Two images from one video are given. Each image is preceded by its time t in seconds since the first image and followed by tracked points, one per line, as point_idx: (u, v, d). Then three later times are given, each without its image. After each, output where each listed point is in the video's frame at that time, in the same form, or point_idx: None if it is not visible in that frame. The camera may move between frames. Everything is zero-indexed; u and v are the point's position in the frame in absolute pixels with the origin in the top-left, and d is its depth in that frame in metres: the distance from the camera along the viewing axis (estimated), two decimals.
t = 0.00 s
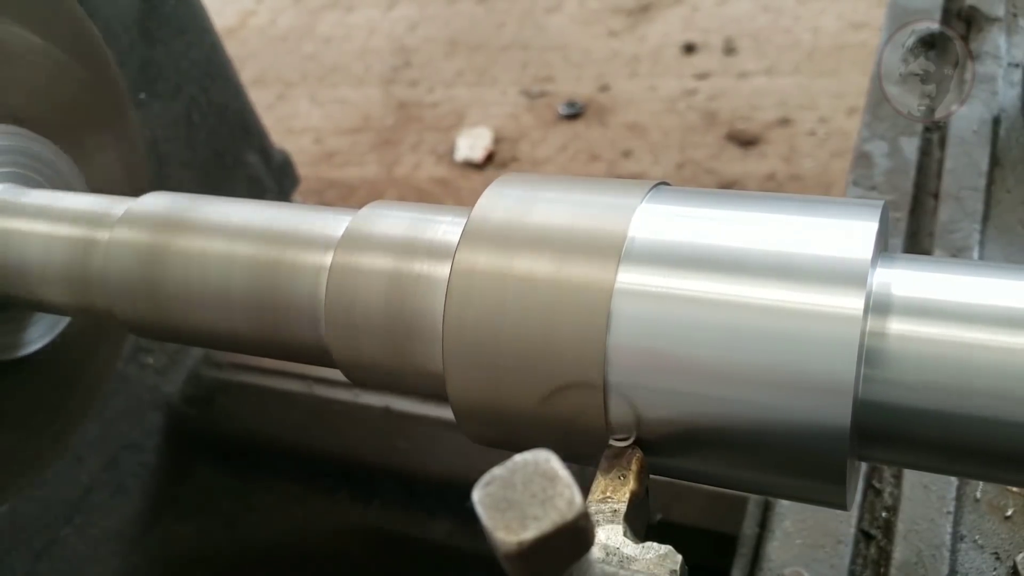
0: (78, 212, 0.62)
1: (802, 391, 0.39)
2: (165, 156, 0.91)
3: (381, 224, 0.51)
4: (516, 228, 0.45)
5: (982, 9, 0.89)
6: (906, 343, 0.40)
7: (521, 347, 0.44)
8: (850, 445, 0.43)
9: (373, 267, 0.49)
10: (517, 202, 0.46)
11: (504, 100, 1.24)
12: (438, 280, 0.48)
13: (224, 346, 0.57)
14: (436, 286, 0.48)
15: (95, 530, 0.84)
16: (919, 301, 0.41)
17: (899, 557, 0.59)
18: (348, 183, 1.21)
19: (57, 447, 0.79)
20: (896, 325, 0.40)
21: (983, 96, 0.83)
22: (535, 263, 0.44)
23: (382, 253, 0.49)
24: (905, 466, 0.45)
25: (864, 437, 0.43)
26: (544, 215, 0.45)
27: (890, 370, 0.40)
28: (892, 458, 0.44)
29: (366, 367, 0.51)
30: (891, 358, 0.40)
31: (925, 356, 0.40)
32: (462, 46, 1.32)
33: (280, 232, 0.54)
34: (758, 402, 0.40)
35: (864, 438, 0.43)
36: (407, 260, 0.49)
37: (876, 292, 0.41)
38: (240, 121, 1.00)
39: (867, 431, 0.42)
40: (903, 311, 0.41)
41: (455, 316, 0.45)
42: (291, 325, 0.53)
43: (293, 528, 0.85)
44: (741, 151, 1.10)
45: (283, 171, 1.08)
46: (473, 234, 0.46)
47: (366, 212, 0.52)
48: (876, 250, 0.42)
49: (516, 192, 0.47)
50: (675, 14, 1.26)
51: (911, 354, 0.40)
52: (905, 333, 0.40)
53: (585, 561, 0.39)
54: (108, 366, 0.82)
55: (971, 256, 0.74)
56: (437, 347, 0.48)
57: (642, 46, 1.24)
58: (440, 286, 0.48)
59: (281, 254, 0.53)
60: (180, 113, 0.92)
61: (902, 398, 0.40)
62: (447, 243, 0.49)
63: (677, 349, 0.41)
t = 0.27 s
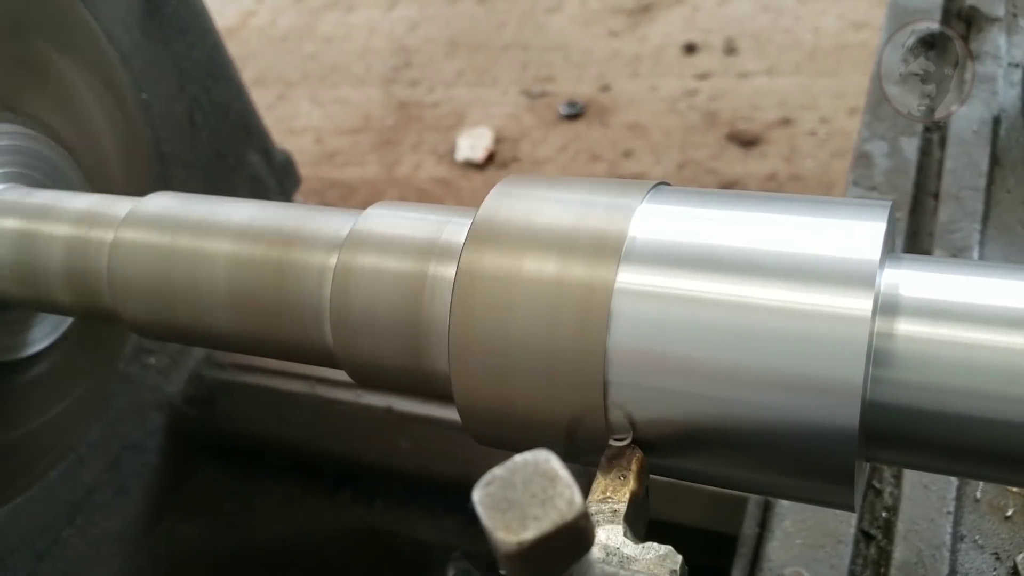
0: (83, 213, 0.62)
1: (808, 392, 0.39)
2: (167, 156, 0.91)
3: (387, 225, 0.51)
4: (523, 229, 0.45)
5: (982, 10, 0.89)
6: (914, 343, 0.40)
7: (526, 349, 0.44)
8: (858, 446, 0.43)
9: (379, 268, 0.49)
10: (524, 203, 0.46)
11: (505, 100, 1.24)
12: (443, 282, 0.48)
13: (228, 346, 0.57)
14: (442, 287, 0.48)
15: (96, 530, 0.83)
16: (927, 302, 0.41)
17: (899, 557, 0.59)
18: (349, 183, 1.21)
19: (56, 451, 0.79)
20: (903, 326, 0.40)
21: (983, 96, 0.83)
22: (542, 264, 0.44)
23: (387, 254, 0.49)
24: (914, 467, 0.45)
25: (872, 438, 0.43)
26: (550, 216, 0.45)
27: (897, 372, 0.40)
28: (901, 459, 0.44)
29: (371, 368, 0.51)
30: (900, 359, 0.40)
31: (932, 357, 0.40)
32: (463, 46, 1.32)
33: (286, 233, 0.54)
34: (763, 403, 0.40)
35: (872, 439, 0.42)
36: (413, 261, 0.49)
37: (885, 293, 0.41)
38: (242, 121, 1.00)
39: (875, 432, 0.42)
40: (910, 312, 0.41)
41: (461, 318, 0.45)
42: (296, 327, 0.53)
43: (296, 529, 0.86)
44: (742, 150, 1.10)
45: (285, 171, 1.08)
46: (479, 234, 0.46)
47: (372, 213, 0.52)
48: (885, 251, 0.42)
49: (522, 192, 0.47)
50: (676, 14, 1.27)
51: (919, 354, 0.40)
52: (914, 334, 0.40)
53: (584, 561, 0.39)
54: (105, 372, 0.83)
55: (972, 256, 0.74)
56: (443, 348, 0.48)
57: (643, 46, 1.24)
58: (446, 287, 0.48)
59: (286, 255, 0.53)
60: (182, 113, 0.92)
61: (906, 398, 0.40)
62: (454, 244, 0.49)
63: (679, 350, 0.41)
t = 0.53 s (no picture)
0: (85, 213, 0.62)
1: (814, 392, 0.39)
2: (169, 156, 0.91)
3: (392, 224, 0.51)
4: (529, 229, 0.45)
5: (982, 10, 0.89)
6: (921, 344, 0.40)
7: (532, 350, 0.43)
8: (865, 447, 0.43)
9: (383, 268, 0.49)
10: (529, 203, 0.46)
11: (505, 100, 1.24)
12: (448, 282, 0.48)
13: (231, 347, 0.57)
14: (447, 287, 0.48)
15: (98, 531, 0.84)
16: (935, 303, 0.41)
17: (899, 556, 0.59)
18: (349, 183, 1.21)
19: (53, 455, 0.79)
20: (911, 328, 0.40)
21: (983, 96, 0.83)
22: (547, 265, 0.44)
23: (392, 254, 0.49)
24: (921, 469, 0.45)
25: (879, 439, 0.43)
26: (556, 217, 0.45)
27: (905, 373, 0.40)
28: (909, 461, 0.44)
29: (375, 368, 0.51)
30: (907, 360, 0.40)
31: (940, 359, 0.39)
32: (463, 46, 1.32)
33: (290, 234, 0.54)
34: (768, 404, 0.40)
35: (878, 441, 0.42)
36: (418, 261, 0.49)
37: (893, 293, 0.41)
38: (244, 121, 1.00)
39: (883, 433, 0.42)
40: (918, 313, 0.41)
41: (467, 318, 0.45)
42: (300, 327, 0.53)
43: (297, 528, 0.85)
44: (742, 150, 1.10)
45: (286, 172, 1.08)
46: (484, 235, 0.46)
47: (377, 213, 0.52)
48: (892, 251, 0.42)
49: (527, 193, 0.47)
50: (676, 14, 1.27)
51: (927, 355, 0.40)
52: (922, 335, 0.40)
53: (584, 561, 0.39)
54: (108, 373, 0.84)
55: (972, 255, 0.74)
56: (448, 348, 0.48)
57: (644, 46, 1.24)
58: (451, 288, 0.48)
59: (290, 255, 0.53)
60: (184, 113, 0.92)
61: (911, 399, 0.40)
62: (459, 244, 0.49)
63: (683, 351, 0.41)
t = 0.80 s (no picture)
0: (88, 213, 0.62)
1: (819, 393, 0.39)
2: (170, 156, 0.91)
3: (397, 225, 0.51)
4: (534, 229, 0.45)
5: (982, 10, 0.89)
6: (928, 345, 0.40)
7: (537, 350, 0.43)
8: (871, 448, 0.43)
9: (387, 269, 0.49)
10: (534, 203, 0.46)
11: (506, 100, 1.24)
12: (453, 282, 0.48)
13: (235, 347, 0.57)
14: (452, 288, 0.48)
15: (100, 532, 0.84)
16: (941, 303, 0.41)
17: (899, 556, 0.59)
18: (350, 183, 1.21)
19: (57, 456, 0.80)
20: (918, 328, 0.40)
21: (983, 96, 0.83)
22: (552, 266, 0.44)
23: (397, 255, 0.49)
24: (926, 470, 0.45)
25: (885, 440, 0.43)
26: (561, 218, 0.45)
27: (913, 374, 0.40)
28: (915, 462, 0.44)
29: (380, 369, 0.51)
30: (914, 360, 0.40)
31: (947, 359, 0.39)
32: (464, 46, 1.32)
33: (294, 234, 0.54)
34: (773, 405, 0.40)
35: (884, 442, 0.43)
36: (423, 262, 0.49)
37: (900, 294, 0.41)
38: (245, 121, 1.00)
39: (888, 434, 0.42)
40: (924, 313, 0.40)
41: (472, 319, 0.45)
42: (305, 328, 0.53)
43: (300, 528, 0.85)
44: (743, 150, 1.10)
45: (288, 172, 1.08)
46: (490, 236, 0.46)
47: (381, 214, 0.52)
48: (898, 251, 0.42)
49: (532, 193, 0.47)
50: (677, 14, 1.27)
51: (933, 356, 0.40)
52: (928, 336, 0.40)
53: (585, 561, 0.40)
54: (110, 372, 0.83)
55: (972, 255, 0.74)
56: (452, 349, 0.48)
57: (644, 46, 1.24)
58: (456, 288, 0.47)
59: (294, 256, 0.53)
60: (185, 113, 0.92)
61: (918, 400, 0.40)
62: (463, 244, 0.49)
63: (687, 351, 0.41)
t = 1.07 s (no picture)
0: (93, 213, 0.62)
1: (825, 393, 0.39)
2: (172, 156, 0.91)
3: (403, 225, 0.51)
4: (542, 229, 0.45)
5: (982, 10, 0.89)
6: (937, 347, 0.40)
7: (544, 351, 0.43)
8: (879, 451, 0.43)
9: (393, 270, 0.49)
10: (540, 203, 0.46)
11: (507, 100, 1.24)
12: (460, 284, 0.48)
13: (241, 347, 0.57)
14: (459, 288, 0.48)
15: (102, 532, 0.83)
16: (950, 306, 0.41)
17: (899, 556, 0.58)
18: (350, 183, 1.21)
19: (59, 455, 0.81)
20: (927, 328, 0.40)
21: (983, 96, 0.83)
22: (561, 266, 0.43)
23: (403, 256, 0.49)
24: (935, 472, 0.45)
25: (894, 442, 0.43)
26: (569, 219, 0.45)
27: (922, 375, 0.40)
28: (924, 464, 0.44)
29: (387, 369, 0.50)
30: (923, 362, 0.40)
31: (956, 360, 0.39)
32: (465, 46, 1.32)
33: (301, 235, 0.54)
34: (780, 406, 0.40)
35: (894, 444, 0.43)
36: (429, 263, 0.49)
37: (909, 295, 0.41)
38: (246, 121, 1.00)
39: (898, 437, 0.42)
40: (934, 315, 0.41)
41: (479, 320, 0.45)
42: (312, 328, 0.53)
43: (303, 529, 0.84)
44: (744, 150, 1.09)
45: (290, 172, 1.08)
46: (498, 235, 0.46)
47: (388, 214, 0.52)
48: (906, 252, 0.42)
49: (540, 194, 0.47)
50: (677, 14, 1.27)
51: (942, 357, 0.40)
52: (937, 338, 0.40)
53: (585, 561, 0.39)
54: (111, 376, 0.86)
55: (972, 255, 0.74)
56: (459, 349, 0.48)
57: (645, 47, 1.24)
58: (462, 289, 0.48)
59: (301, 256, 0.53)
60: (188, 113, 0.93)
61: (927, 402, 0.40)
62: (470, 246, 0.49)
63: (696, 353, 0.41)
